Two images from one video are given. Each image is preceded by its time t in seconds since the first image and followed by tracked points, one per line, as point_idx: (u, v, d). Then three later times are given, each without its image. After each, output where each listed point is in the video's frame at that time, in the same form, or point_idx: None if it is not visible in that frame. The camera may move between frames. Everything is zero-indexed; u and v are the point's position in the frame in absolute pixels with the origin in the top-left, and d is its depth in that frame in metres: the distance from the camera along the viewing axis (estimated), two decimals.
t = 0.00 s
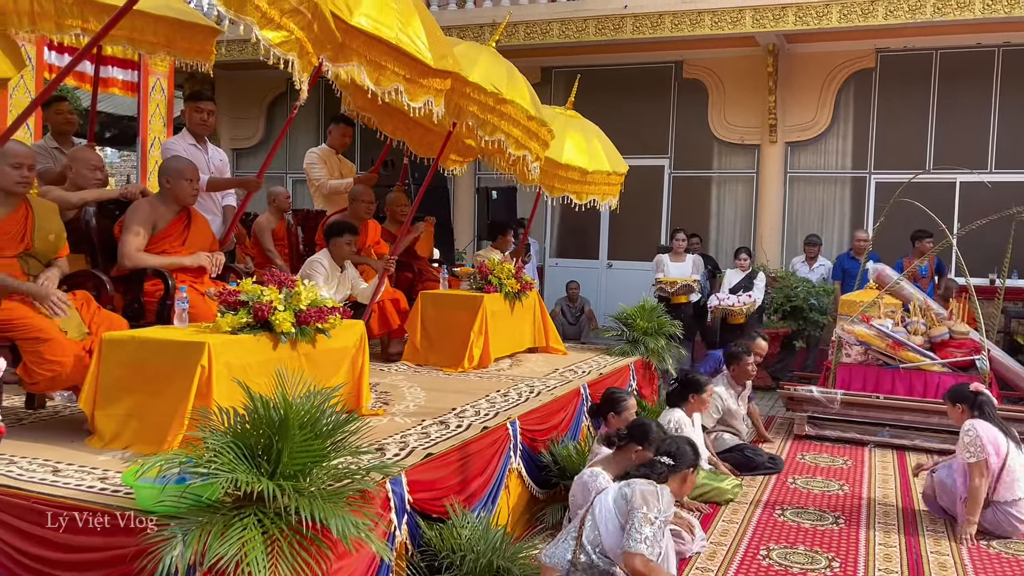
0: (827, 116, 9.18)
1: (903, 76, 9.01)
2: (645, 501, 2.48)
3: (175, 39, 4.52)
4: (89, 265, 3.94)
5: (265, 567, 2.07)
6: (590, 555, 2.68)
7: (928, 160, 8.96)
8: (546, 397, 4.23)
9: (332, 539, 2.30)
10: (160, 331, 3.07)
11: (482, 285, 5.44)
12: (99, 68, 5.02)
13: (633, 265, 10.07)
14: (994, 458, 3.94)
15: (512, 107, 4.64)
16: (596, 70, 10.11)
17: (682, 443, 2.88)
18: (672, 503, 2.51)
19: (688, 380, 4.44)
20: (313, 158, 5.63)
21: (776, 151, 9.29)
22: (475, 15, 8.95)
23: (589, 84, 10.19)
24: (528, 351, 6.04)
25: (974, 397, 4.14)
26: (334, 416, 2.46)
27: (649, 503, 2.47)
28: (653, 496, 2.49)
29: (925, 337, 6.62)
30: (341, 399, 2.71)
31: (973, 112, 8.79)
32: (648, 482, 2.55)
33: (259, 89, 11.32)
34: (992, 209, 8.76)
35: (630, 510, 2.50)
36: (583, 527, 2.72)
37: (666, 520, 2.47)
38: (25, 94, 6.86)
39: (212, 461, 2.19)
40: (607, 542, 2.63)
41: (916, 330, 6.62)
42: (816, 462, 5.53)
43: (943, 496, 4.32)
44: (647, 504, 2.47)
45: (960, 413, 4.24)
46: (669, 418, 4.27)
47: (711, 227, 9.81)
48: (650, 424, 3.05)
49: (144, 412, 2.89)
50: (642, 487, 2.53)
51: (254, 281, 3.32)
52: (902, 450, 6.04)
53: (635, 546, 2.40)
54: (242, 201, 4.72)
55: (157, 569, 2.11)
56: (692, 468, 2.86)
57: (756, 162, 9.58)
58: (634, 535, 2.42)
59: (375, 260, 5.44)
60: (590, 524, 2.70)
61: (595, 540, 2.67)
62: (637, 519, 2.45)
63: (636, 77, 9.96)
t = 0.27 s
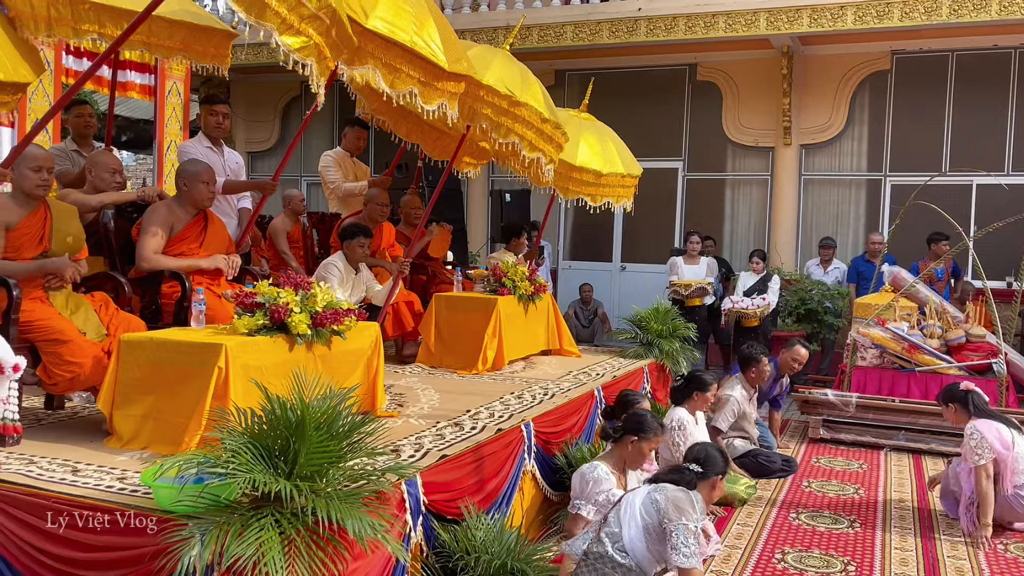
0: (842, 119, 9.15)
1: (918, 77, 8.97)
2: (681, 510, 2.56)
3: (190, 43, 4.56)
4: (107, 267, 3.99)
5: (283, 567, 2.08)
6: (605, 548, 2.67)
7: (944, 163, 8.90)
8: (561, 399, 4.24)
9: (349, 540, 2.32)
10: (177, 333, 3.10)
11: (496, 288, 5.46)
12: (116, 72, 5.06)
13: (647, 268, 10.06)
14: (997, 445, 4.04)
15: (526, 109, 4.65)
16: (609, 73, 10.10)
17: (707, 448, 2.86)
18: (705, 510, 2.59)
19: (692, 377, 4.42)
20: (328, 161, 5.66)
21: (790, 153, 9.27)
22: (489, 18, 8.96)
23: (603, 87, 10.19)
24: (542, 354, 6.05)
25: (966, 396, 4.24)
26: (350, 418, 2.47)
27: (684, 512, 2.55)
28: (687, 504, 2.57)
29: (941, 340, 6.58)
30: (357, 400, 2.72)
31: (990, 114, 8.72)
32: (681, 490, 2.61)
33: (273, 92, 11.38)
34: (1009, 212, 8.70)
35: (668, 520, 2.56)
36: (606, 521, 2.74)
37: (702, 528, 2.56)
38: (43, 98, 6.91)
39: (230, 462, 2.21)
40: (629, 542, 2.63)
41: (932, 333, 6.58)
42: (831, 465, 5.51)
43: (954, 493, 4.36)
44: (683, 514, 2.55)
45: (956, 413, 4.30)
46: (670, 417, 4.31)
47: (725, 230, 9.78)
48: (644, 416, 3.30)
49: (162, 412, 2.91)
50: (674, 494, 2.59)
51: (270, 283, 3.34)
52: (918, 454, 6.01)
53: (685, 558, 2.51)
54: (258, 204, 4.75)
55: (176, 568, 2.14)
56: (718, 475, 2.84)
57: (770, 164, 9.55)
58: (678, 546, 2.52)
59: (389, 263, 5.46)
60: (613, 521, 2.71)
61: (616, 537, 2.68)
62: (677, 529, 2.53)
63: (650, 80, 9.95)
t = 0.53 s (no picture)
0: (856, 121, 9.11)
1: (934, 79, 8.92)
2: (698, 515, 2.56)
3: (207, 47, 4.60)
4: (125, 269, 4.02)
5: (300, 566, 2.10)
6: (625, 551, 2.72)
7: (960, 165, 8.85)
8: (574, 402, 4.25)
9: (364, 541, 2.33)
10: (195, 335, 3.12)
11: (510, 290, 5.47)
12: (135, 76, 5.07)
13: (660, 271, 10.05)
14: (997, 439, 4.05)
15: (540, 112, 4.67)
16: (623, 75, 10.10)
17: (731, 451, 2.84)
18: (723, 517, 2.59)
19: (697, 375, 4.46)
20: (343, 164, 5.69)
21: (804, 156, 9.24)
22: (502, 21, 8.98)
23: (616, 90, 10.19)
24: (555, 357, 6.05)
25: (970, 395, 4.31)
26: (366, 419, 2.49)
27: (701, 518, 2.55)
28: (703, 510, 2.57)
29: (957, 343, 6.54)
30: (373, 402, 2.74)
31: (1007, 116, 8.66)
32: (699, 495, 2.60)
33: (288, 95, 11.45)
34: None
35: (684, 526, 2.57)
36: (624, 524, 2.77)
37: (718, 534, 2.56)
38: (61, 102, 7.00)
39: (248, 463, 2.23)
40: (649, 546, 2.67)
41: (948, 337, 6.54)
42: (847, 469, 5.48)
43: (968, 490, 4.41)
44: (700, 519, 2.55)
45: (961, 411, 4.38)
46: (680, 414, 4.26)
47: (738, 232, 9.76)
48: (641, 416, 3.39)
49: (179, 413, 2.94)
50: (691, 499, 2.59)
51: (286, 285, 3.36)
52: (934, 458, 5.97)
53: (702, 564, 2.51)
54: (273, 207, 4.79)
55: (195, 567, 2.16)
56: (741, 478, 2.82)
57: (784, 167, 9.52)
58: (696, 552, 2.53)
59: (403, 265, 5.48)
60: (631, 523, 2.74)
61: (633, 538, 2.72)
62: (696, 535, 2.54)
63: (663, 82, 9.94)
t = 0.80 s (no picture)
0: (872, 122, 9.07)
1: (950, 81, 8.87)
2: (704, 521, 2.61)
3: (227, 50, 4.64)
4: (145, 271, 4.06)
5: (319, 565, 2.12)
6: (636, 553, 2.79)
7: (977, 166, 8.79)
8: (589, 403, 4.26)
9: (383, 540, 2.35)
10: (214, 336, 3.15)
11: (524, 292, 5.48)
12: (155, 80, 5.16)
13: (674, 273, 10.03)
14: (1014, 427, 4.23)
15: (555, 115, 4.69)
16: (638, 78, 10.09)
17: (746, 457, 2.79)
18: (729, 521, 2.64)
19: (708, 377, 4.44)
20: (358, 167, 5.72)
21: (819, 158, 9.21)
22: (516, 24, 9.00)
23: (631, 92, 10.18)
24: (569, 358, 6.06)
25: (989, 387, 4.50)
26: (384, 420, 2.50)
27: (708, 524, 2.60)
28: (710, 515, 2.61)
29: (975, 346, 6.50)
30: (391, 403, 2.75)
31: None
32: (707, 501, 2.64)
33: (303, 98, 11.50)
34: None
35: (691, 531, 2.62)
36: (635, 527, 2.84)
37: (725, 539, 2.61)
38: (82, 105, 7.02)
39: (267, 462, 2.24)
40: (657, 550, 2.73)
41: (966, 339, 6.50)
42: (863, 471, 5.46)
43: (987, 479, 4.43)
44: (706, 524, 2.60)
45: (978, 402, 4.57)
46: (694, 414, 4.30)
47: (753, 234, 9.73)
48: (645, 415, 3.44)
49: (199, 414, 2.97)
50: (699, 504, 2.63)
51: (304, 287, 3.39)
52: (951, 461, 5.94)
53: (707, 568, 2.56)
54: (290, 209, 4.82)
55: (216, 566, 2.18)
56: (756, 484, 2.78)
57: (799, 168, 9.49)
58: (699, 556, 2.57)
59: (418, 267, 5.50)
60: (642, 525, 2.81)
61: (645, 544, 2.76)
62: (699, 540, 2.59)
63: (678, 84, 9.93)
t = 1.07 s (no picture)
0: (889, 125, 9.03)
1: (968, 82, 8.81)
2: (712, 526, 2.66)
3: (248, 55, 4.68)
4: (165, 273, 4.10)
5: (340, 565, 2.14)
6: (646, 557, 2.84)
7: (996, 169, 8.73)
8: (606, 406, 4.26)
9: (401, 540, 2.37)
10: (234, 338, 3.18)
11: (540, 295, 5.49)
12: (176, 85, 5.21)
13: (689, 276, 10.01)
14: None
15: (572, 118, 4.71)
16: (653, 81, 10.09)
17: (763, 462, 2.76)
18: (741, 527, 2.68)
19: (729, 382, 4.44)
20: (375, 170, 5.75)
21: (835, 160, 9.16)
22: (532, 27, 9.03)
23: (646, 95, 10.17)
24: (585, 361, 6.07)
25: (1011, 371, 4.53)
26: (403, 421, 2.52)
27: (718, 530, 2.65)
28: (721, 522, 2.66)
29: (994, 349, 6.45)
30: (409, 404, 2.77)
31: None
32: (719, 507, 2.68)
33: (319, 102, 11.56)
34: None
35: (700, 536, 2.67)
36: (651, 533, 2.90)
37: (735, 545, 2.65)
38: (101, 110, 7.15)
39: (288, 463, 2.27)
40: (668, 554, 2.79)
41: (984, 343, 6.46)
42: (881, 475, 5.43)
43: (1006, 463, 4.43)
44: (713, 530, 2.65)
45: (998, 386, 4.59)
46: (711, 418, 4.26)
47: (769, 237, 9.70)
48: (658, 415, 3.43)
49: (219, 415, 3.00)
50: (711, 511, 2.68)
51: (323, 289, 3.42)
52: (970, 465, 5.90)
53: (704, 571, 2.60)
54: (308, 212, 4.86)
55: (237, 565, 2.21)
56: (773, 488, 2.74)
57: (816, 171, 9.45)
58: (700, 560, 2.62)
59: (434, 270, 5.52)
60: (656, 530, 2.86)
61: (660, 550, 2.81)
62: (705, 545, 2.64)
63: (693, 87, 9.92)
